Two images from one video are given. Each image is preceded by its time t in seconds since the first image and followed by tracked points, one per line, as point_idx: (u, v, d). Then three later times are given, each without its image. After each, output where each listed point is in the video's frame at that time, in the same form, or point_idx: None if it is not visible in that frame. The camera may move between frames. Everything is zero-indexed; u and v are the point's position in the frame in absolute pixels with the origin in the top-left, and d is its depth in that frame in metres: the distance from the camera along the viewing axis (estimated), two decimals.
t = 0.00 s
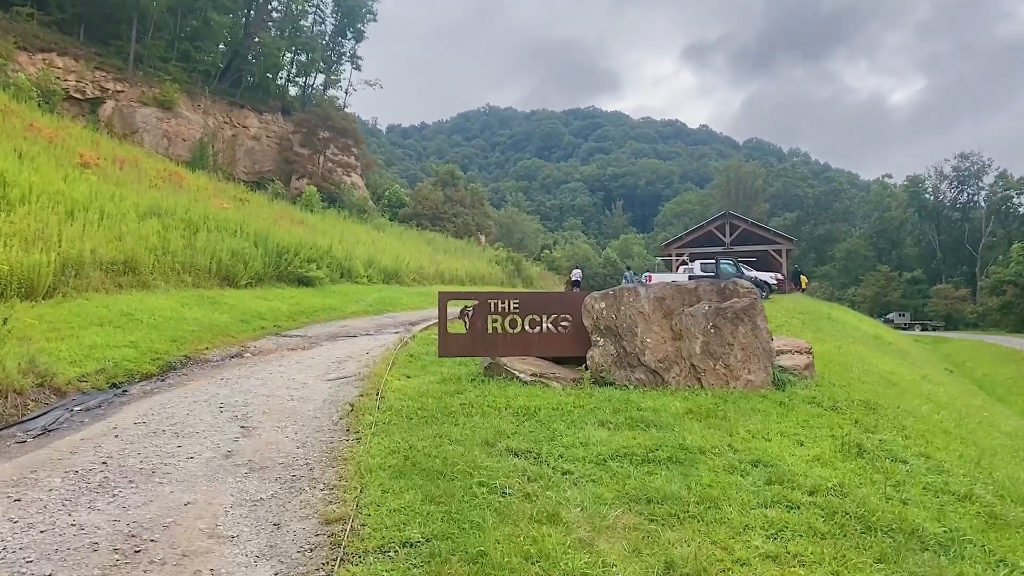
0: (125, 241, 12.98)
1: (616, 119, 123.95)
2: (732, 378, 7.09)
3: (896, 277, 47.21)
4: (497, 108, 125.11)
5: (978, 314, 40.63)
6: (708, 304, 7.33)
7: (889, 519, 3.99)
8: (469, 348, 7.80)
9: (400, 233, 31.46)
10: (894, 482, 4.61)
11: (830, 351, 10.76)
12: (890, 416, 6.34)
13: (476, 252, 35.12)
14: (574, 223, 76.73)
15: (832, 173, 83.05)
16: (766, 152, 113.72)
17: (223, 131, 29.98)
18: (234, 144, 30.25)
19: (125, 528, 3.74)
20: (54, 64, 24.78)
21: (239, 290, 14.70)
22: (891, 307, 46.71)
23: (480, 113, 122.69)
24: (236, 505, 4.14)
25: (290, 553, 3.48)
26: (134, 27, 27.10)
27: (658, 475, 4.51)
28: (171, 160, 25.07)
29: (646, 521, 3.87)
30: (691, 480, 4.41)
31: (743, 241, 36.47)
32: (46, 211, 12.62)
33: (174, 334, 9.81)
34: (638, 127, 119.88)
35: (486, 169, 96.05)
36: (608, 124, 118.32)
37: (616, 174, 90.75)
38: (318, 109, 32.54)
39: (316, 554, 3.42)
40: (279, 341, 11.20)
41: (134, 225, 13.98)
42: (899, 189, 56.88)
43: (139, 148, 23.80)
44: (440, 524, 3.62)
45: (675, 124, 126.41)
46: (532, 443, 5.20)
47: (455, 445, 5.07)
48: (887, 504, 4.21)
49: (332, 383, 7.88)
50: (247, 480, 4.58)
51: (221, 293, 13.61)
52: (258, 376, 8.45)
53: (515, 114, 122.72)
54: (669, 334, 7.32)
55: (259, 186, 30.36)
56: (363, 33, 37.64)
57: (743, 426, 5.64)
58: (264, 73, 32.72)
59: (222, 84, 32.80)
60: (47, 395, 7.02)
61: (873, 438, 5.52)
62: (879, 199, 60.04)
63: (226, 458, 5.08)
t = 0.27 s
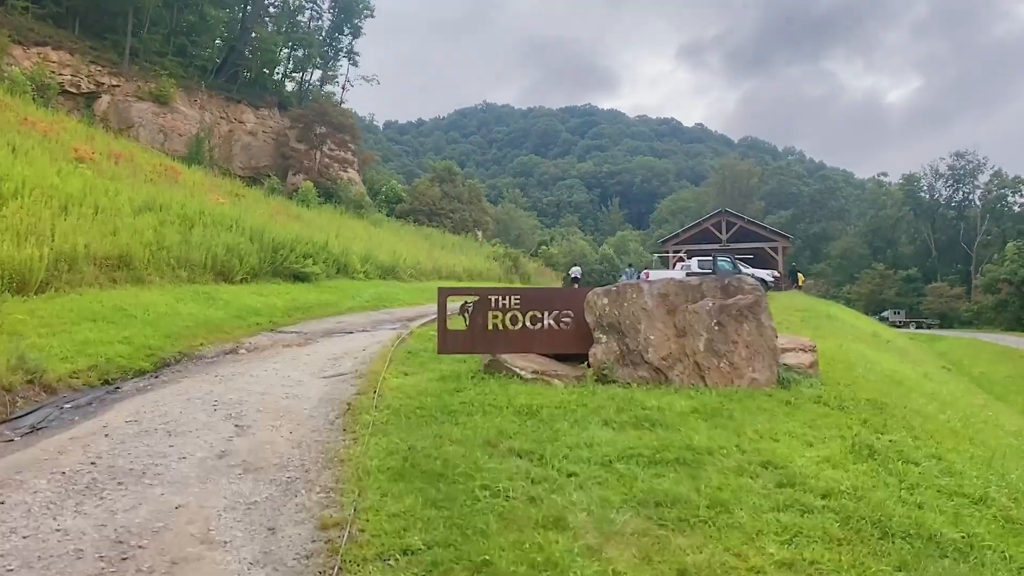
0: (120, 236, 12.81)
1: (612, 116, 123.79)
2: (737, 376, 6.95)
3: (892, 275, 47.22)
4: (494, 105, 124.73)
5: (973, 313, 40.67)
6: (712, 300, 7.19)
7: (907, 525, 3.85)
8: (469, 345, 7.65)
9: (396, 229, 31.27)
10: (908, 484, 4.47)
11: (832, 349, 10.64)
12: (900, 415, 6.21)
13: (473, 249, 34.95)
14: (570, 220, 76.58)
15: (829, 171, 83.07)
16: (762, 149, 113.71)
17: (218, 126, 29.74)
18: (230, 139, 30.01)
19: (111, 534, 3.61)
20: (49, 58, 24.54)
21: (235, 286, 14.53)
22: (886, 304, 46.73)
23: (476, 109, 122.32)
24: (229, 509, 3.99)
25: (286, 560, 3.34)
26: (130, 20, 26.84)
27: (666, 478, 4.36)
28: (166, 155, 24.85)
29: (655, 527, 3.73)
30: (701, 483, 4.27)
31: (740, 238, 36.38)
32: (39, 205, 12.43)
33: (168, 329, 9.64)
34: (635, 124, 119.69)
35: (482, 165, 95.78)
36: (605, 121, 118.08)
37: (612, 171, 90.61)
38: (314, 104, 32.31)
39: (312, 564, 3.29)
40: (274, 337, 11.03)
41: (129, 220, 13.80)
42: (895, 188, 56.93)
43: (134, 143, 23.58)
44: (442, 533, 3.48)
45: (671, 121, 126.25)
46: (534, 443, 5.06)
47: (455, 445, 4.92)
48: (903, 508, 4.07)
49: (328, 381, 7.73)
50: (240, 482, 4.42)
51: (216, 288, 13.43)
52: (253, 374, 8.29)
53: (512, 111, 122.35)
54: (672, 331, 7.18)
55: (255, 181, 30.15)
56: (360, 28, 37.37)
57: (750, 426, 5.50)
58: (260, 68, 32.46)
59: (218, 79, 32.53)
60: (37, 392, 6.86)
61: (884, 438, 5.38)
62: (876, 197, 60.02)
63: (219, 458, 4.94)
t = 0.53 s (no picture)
0: (108, 232, 12.54)
1: (606, 114, 123.59)
2: (741, 377, 6.81)
3: (886, 273, 47.25)
4: (487, 102, 124.30)
5: (968, 312, 40.73)
6: (715, 300, 7.03)
7: (927, 534, 3.68)
8: (466, 344, 7.46)
9: (390, 226, 31.01)
10: (924, 490, 4.30)
11: (834, 348, 10.51)
12: (909, 418, 6.06)
13: (467, 246, 34.72)
14: (565, 218, 76.38)
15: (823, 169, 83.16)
16: (756, 147, 113.78)
17: (210, 122, 29.39)
18: (222, 135, 29.67)
19: (90, 546, 3.40)
20: (38, 52, 24.15)
21: (226, 283, 14.27)
22: (881, 303, 46.76)
23: (470, 106, 121.88)
24: (216, 518, 3.78)
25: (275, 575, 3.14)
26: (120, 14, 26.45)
27: (673, 485, 4.18)
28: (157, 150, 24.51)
29: (665, 537, 3.55)
30: (709, 490, 4.09)
31: (736, 236, 36.26)
32: (26, 200, 12.15)
33: (157, 328, 9.41)
34: (629, 121, 119.50)
35: (476, 162, 95.44)
36: (598, 118, 117.89)
37: (607, 168, 90.46)
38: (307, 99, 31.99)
39: None
40: (266, 336, 10.79)
41: (118, 216, 13.54)
42: (890, 186, 57.03)
43: (125, 138, 23.23)
44: (441, 545, 3.30)
45: (665, 118, 126.16)
46: (535, 448, 4.87)
47: (452, 450, 4.73)
48: (921, 516, 3.90)
49: (320, 381, 7.51)
50: (228, 489, 4.21)
51: (207, 285, 13.17)
52: (244, 374, 8.07)
53: (505, 108, 121.95)
54: (674, 331, 7.02)
55: (247, 177, 29.83)
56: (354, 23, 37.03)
57: (757, 430, 5.33)
58: (252, 63, 32.10)
59: (209, 73, 32.13)
60: (19, 392, 6.63)
61: (895, 442, 5.22)
62: (871, 195, 60.06)
63: (206, 463, 4.73)
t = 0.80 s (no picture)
0: (99, 228, 12.32)
1: (601, 112, 123.46)
2: (745, 379, 6.70)
3: (880, 272, 47.32)
4: (481, 100, 123.95)
5: (961, 310, 40.82)
6: (718, 299, 6.90)
7: (946, 544, 3.57)
8: (464, 345, 7.32)
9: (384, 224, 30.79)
10: (938, 497, 4.19)
11: (835, 348, 10.42)
12: (917, 420, 5.95)
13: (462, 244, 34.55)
14: (559, 216, 76.24)
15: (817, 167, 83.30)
16: (750, 145, 113.92)
17: (203, 118, 29.11)
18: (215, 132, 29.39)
19: (76, 559, 3.25)
20: (29, 47, 23.84)
21: (219, 281, 14.08)
22: (875, 301, 46.81)
23: (464, 104, 121.50)
24: (209, 527, 3.64)
25: None
26: (113, 9, 26.15)
27: (681, 491, 4.06)
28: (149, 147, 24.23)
29: (675, 548, 3.42)
30: (719, 497, 3.97)
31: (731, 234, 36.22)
32: (16, 196, 11.93)
33: (149, 326, 9.23)
34: (624, 120, 119.42)
35: (470, 160, 95.13)
36: (592, 117, 117.75)
37: (601, 166, 90.37)
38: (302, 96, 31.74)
39: None
40: (260, 335, 10.61)
41: (110, 213, 13.33)
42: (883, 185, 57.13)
43: (117, 134, 22.95)
44: (444, 560, 3.16)
45: (659, 117, 126.12)
46: (538, 452, 4.73)
47: (453, 455, 4.59)
48: (937, 523, 3.79)
49: (316, 382, 7.35)
50: (220, 496, 4.06)
51: (200, 283, 12.97)
52: (238, 374, 7.90)
53: (499, 106, 121.63)
54: (676, 332, 6.90)
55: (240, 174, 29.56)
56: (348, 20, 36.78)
57: (764, 433, 5.21)
58: (246, 60, 31.83)
59: (202, 70, 31.84)
60: (7, 394, 6.45)
61: (905, 446, 5.10)
62: (864, 193, 60.18)
63: (198, 468, 4.57)
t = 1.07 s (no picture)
0: (93, 228, 12.12)
1: (595, 112, 123.43)
2: (753, 379, 6.58)
3: (874, 271, 47.38)
4: (475, 100, 123.71)
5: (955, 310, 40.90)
6: (725, 298, 6.79)
7: (974, 551, 3.44)
8: (465, 344, 7.17)
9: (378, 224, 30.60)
10: (960, 501, 4.07)
11: (837, 348, 10.33)
12: (930, 421, 5.84)
13: (457, 243, 34.41)
14: (553, 216, 76.11)
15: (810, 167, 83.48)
16: (743, 145, 114.11)
17: (197, 118, 28.87)
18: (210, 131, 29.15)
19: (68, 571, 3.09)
20: (21, 46, 23.57)
21: (214, 280, 13.89)
22: (869, 301, 46.86)
23: (458, 104, 121.22)
24: (208, 535, 3.49)
25: None
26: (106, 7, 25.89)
27: (697, 496, 3.93)
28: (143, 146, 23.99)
29: (695, 556, 3.29)
30: (737, 501, 3.84)
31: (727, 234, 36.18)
32: (9, 196, 11.73)
33: (144, 326, 9.06)
34: (618, 120, 119.43)
35: (464, 160, 94.86)
36: (586, 117, 117.70)
37: (595, 167, 90.32)
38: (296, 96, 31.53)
39: None
40: (256, 335, 10.44)
41: (104, 211, 13.14)
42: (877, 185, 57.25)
43: (110, 133, 22.71)
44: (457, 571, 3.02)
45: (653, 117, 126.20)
46: (548, 455, 4.59)
47: (459, 458, 4.44)
48: (963, 529, 3.66)
49: (315, 383, 7.19)
50: (219, 502, 3.91)
51: (195, 283, 12.78)
52: (235, 375, 7.73)
53: (493, 106, 121.41)
54: (682, 331, 6.77)
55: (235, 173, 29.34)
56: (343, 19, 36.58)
57: (777, 435, 5.09)
58: (240, 59, 31.60)
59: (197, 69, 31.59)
60: None
61: (921, 447, 4.98)
62: (858, 193, 60.30)
63: (195, 473, 4.41)
